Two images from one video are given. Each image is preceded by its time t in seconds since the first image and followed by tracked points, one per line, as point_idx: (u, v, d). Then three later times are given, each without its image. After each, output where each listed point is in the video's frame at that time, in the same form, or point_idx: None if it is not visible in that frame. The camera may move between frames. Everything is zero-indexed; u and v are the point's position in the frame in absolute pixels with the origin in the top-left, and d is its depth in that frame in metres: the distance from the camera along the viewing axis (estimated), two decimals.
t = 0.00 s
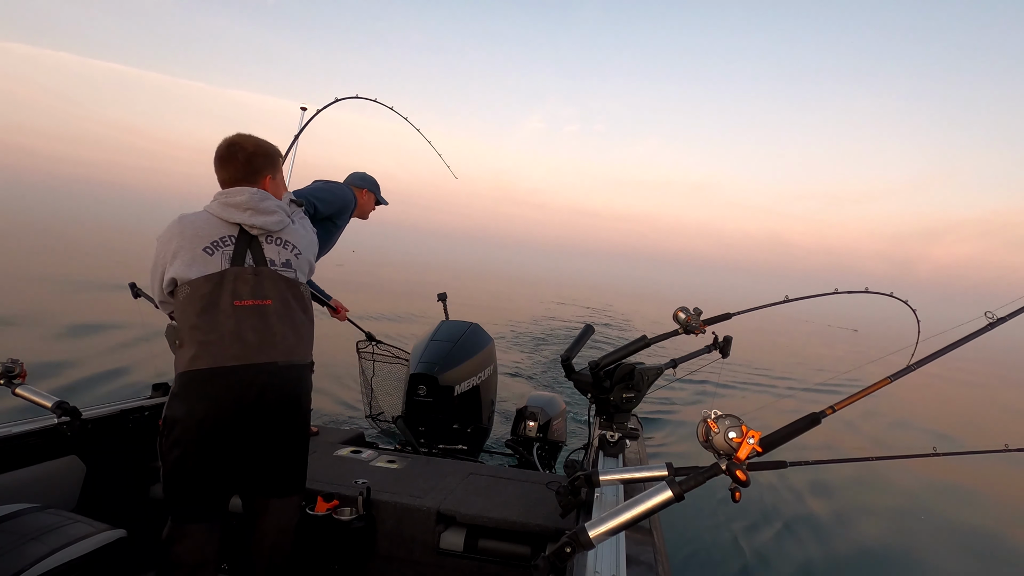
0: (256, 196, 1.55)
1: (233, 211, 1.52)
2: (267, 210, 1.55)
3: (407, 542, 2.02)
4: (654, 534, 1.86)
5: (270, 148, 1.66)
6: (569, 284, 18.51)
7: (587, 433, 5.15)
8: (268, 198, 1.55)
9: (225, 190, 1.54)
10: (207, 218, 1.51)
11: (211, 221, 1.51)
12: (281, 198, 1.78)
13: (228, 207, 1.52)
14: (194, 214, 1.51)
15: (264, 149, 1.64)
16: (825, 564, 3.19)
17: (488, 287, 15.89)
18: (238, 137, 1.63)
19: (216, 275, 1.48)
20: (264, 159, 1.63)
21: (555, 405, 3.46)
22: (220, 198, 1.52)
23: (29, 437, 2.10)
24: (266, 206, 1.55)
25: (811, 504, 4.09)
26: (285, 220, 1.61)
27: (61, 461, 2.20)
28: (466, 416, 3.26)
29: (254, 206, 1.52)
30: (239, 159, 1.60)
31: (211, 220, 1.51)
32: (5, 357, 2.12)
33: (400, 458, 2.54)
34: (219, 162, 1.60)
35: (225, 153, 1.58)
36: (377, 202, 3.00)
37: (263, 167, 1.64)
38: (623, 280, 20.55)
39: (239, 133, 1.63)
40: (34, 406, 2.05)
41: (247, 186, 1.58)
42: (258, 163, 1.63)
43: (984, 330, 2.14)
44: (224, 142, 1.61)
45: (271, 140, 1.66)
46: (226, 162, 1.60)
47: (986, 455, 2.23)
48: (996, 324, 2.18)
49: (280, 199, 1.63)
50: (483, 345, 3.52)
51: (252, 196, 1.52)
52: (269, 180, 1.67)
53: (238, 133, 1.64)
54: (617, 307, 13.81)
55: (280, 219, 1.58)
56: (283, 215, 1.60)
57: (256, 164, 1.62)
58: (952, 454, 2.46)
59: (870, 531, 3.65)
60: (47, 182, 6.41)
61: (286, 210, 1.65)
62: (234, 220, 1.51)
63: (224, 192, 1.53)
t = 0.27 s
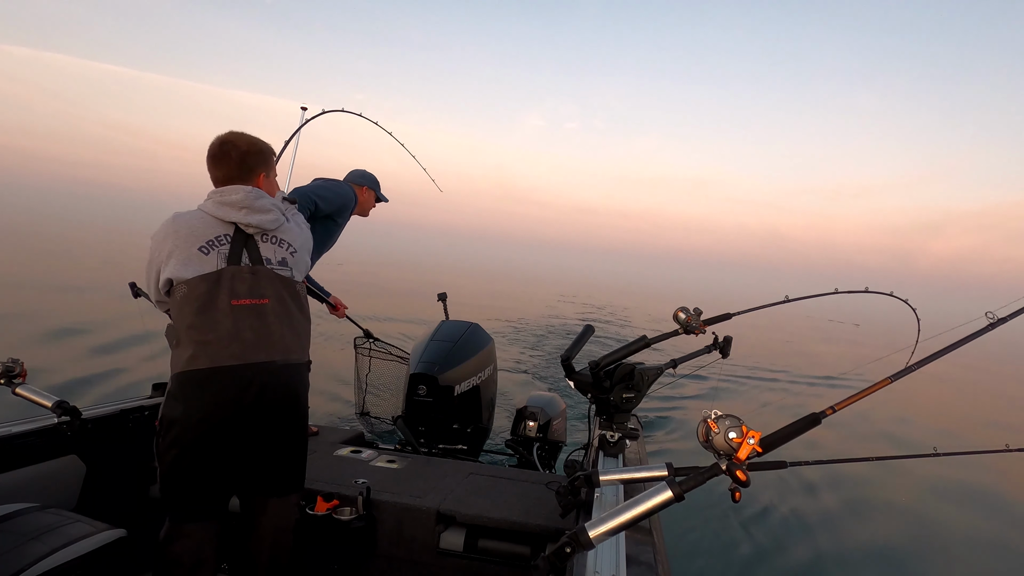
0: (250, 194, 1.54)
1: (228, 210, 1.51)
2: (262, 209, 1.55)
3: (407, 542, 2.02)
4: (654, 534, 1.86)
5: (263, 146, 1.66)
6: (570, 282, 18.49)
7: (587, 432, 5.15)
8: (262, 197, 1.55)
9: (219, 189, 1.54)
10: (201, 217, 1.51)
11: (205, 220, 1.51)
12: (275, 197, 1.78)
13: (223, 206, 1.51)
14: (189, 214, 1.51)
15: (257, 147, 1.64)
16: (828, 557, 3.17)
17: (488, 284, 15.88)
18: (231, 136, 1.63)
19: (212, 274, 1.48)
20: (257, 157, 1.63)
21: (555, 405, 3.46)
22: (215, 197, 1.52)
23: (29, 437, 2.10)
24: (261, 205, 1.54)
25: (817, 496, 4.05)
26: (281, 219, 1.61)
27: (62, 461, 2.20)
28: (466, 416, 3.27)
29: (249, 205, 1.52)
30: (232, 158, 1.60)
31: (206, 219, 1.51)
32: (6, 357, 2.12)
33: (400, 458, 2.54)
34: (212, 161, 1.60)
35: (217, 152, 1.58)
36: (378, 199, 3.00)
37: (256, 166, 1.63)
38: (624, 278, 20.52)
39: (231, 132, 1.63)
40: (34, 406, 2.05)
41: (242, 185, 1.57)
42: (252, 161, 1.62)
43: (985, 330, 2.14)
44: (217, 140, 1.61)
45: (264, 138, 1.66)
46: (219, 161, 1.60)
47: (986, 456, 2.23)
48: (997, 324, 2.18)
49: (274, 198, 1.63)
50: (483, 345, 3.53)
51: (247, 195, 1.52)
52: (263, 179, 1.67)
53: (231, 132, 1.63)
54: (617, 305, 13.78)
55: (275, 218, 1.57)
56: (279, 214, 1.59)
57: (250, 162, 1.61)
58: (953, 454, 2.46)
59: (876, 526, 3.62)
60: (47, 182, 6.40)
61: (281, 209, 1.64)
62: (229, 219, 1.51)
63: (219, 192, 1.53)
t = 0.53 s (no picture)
0: (250, 194, 1.54)
1: (227, 209, 1.51)
2: (261, 209, 1.55)
3: (407, 542, 2.02)
4: (654, 534, 1.86)
5: (263, 146, 1.66)
6: (570, 279, 18.48)
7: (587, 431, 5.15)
8: (261, 196, 1.55)
9: (218, 189, 1.54)
10: (200, 217, 1.51)
11: (204, 219, 1.51)
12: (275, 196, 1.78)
13: (222, 206, 1.51)
14: (188, 213, 1.51)
15: (257, 146, 1.64)
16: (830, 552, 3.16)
17: (488, 282, 15.87)
18: (230, 135, 1.63)
19: (210, 274, 1.48)
20: (256, 156, 1.63)
21: (555, 405, 3.46)
22: (214, 196, 1.52)
23: (29, 437, 2.10)
24: (260, 205, 1.54)
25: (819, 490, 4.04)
26: (280, 219, 1.61)
27: (61, 461, 2.20)
28: (466, 416, 3.27)
29: (248, 204, 1.52)
30: (231, 157, 1.60)
31: (205, 219, 1.51)
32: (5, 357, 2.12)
33: (400, 458, 2.54)
34: (212, 159, 1.60)
35: (217, 150, 1.58)
36: (379, 198, 3.00)
37: (255, 165, 1.63)
38: (624, 275, 20.49)
39: (231, 131, 1.63)
40: (34, 406, 2.04)
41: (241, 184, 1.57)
42: (252, 160, 1.63)
43: (984, 330, 2.14)
44: (217, 139, 1.61)
45: (264, 137, 1.66)
46: (219, 160, 1.60)
47: (986, 455, 2.23)
48: (996, 325, 2.18)
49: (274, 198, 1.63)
50: (483, 345, 3.53)
51: (246, 195, 1.52)
52: (262, 178, 1.67)
53: (231, 130, 1.63)
54: (618, 302, 13.78)
55: (274, 218, 1.57)
56: (278, 214, 1.59)
57: (249, 162, 1.61)
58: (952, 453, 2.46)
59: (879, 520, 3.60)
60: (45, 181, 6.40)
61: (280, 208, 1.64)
62: (228, 219, 1.50)
63: (218, 191, 1.53)
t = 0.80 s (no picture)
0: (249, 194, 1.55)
1: (226, 209, 1.52)
2: (259, 209, 1.55)
3: (407, 542, 2.02)
4: (654, 534, 1.86)
5: (262, 145, 1.66)
6: (571, 277, 18.48)
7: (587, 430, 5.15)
8: (260, 196, 1.55)
9: (217, 189, 1.54)
10: (198, 217, 1.51)
11: (202, 219, 1.51)
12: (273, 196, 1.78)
13: (221, 206, 1.51)
14: (186, 213, 1.51)
15: (256, 146, 1.64)
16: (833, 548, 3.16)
17: (488, 280, 15.88)
18: (229, 134, 1.63)
19: (209, 275, 1.47)
20: (255, 155, 1.63)
21: (555, 405, 3.46)
22: (213, 196, 1.52)
23: (29, 438, 2.10)
24: (258, 204, 1.55)
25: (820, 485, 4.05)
26: (279, 219, 1.61)
27: (62, 461, 2.20)
28: (467, 416, 3.27)
29: (247, 204, 1.53)
30: (230, 156, 1.60)
31: (203, 219, 1.51)
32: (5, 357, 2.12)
33: (400, 458, 2.54)
34: (211, 159, 1.60)
35: (215, 150, 1.58)
36: (381, 196, 3.00)
37: (254, 165, 1.63)
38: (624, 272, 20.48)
39: (231, 130, 1.63)
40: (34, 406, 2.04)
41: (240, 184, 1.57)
42: (250, 160, 1.63)
43: (984, 330, 2.13)
44: (216, 138, 1.61)
45: (263, 137, 1.66)
46: (217, 159, 1.60)
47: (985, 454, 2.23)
48: (996, 324, 2.17)
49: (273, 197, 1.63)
50: (483, 345, 3.53)
51: (244, 195, 1.52)
52: (261, 177, 1.67)
53: (230, 130, 1.63)
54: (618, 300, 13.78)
55: (273, 218, 1.58)
56: (276, 213, 1.59)
57: (249, 161, 1.62)
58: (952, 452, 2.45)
59: (880, 514, 3.61)
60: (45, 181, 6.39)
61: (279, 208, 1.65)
62: (226, 219, 1.51)
63: (217, 191, 1.53)
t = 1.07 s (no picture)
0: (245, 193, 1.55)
1: (223, 208, 1.52)
2: (256, 208, 1.55)
3: (407, 542, 2.02)
4: (654, 534, 1.86)
5: (258, 145, 1.66)
6: (571, 275, 18.47)
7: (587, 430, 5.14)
8: (257, 196, 1.56)
9: (214, 188, 1.54)
10: (195, 217, 1.51)
11: (200, 219, 1.51)
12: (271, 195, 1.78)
13: (218, 205, 1.51)
14: (183, 213, 1.51)
15: (252, 145, 1.64)
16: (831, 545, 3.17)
17: (489, 279, 15.87)
18: (225, 133, 1.63)
19: (207, 274, 1.47)
20: (251, 154, 1.63)
21: (555, 405, 3.46)
22: (210, 196, 1.52)
23: (29, 437, 2.11)
24: (255, 203, 1.55)
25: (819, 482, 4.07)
26: (276, 218, 1.61)
27: (61, 461, 2.20)
28: (467, 416, 3.26)
29: (244, 203, 1.53)
30: (226, 155, 1.60)
31: (200, 218, 1.50)
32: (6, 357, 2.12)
33: (400, 458, 2.54)
34: (206, 158, 1.60)
35: (212, 149, 1.58)
36: (383, 194, 3.00)
37: (251, 164, 1.63)
38: (624, 271, 20.45)
39: (227, 129, 1.63)
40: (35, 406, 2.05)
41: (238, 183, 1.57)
42: (247, 159, 1.63)
43: (985, 330, 2.13)
44: (212, 138, 1.61)
45: (259, 136, 1.66)
46: (214, 159, 1.60)
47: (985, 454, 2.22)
48: (997, 324, 2.17)
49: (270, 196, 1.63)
50: (483, 345, 3.53)
51: (241, 194, 1.52)
52: (258, 176, 1.67)
53: (226, 129, 1.63)
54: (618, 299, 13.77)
55: (270, 217, 1.58)
56: (274, 213, 1.60)
57: (245, 160, 1.62)
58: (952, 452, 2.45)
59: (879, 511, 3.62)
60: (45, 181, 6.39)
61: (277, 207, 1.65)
62: (223, 219, 1.51)
63: (214, 190, 1.53)
